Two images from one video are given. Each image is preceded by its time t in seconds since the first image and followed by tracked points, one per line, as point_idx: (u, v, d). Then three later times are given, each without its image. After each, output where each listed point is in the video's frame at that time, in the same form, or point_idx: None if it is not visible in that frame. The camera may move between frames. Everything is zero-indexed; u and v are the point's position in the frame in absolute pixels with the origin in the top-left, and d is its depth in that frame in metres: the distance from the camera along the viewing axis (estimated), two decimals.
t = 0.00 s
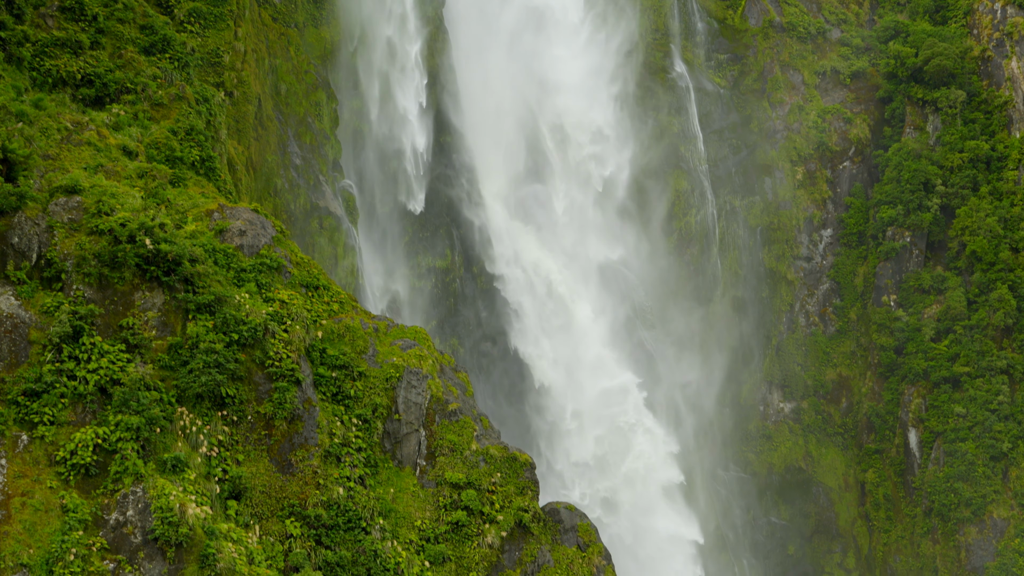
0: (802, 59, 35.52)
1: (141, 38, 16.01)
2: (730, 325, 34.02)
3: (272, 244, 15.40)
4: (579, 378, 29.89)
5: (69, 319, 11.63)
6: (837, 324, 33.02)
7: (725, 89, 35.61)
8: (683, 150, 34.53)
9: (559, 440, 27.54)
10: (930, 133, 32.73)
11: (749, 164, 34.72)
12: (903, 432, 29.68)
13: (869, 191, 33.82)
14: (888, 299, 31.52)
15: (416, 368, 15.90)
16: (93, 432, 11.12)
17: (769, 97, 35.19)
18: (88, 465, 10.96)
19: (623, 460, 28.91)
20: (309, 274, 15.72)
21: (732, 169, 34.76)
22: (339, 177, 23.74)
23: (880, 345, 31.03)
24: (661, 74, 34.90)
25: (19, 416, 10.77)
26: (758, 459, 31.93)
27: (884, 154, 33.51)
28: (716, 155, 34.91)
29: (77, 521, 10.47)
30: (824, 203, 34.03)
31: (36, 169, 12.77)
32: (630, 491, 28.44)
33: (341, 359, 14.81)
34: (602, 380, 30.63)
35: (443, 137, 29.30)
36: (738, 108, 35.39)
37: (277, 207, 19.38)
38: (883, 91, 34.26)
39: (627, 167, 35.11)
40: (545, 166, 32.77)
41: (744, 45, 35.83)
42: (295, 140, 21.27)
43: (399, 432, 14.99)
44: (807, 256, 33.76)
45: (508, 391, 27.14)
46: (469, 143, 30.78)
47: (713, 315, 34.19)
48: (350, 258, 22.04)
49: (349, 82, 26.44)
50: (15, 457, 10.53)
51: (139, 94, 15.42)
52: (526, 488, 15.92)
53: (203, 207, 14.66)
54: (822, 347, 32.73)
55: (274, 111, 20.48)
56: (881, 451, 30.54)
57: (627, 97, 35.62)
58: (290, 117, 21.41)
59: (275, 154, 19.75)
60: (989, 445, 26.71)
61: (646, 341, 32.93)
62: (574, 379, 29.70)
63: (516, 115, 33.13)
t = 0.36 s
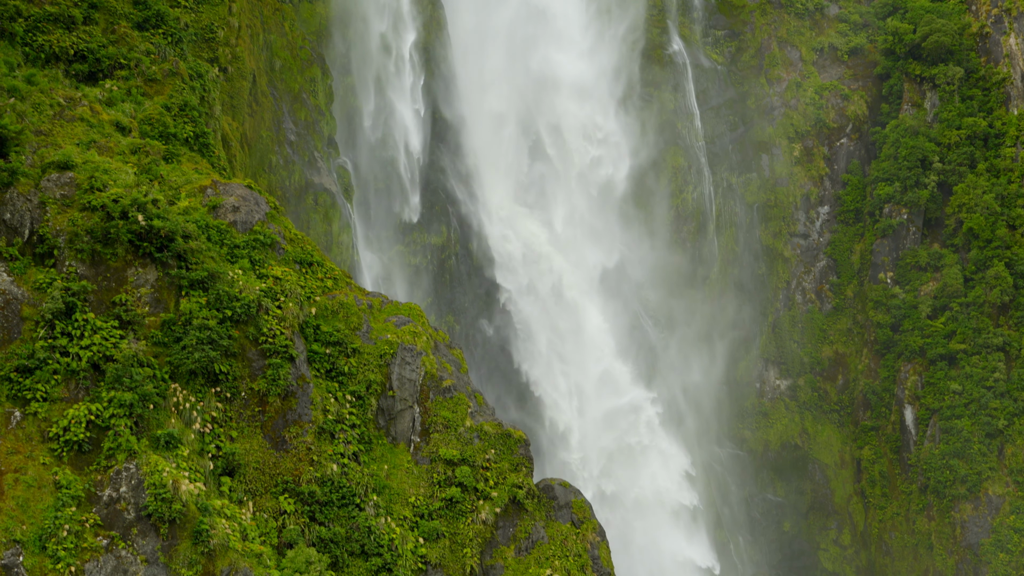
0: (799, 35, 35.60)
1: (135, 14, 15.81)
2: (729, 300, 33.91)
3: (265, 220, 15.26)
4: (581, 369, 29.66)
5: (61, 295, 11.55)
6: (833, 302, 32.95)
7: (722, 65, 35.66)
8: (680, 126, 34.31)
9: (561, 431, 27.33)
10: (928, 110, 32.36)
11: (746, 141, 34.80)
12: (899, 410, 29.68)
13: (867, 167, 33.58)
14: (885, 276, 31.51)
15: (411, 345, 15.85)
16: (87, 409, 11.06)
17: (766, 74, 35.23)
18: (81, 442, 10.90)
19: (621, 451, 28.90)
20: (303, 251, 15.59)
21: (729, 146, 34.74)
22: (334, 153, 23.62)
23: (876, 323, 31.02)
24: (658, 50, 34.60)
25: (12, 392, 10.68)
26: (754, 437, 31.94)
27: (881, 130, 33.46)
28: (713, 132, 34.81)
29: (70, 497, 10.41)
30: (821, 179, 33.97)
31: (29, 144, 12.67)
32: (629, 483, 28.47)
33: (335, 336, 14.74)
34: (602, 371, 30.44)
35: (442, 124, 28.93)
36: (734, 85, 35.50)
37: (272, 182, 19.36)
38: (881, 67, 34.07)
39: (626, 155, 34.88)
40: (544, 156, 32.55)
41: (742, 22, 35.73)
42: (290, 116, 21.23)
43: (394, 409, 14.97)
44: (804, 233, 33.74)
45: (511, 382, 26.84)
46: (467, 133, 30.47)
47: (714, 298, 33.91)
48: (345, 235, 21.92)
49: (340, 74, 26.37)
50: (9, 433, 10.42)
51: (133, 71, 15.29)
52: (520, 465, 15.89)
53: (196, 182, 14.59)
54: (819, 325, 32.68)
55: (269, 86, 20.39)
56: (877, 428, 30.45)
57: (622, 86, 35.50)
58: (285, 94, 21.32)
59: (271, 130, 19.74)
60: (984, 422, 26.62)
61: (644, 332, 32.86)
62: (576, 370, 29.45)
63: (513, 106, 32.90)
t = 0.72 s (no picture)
0: (796, 11, 35.10)
1: None
2: (728, 283, 34.05)
3: (259, 196, 15.11)
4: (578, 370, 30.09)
5: (53, 271, 11.46)
6: (830, 279, 32.58)
7: (719, 40, 35.99)
8: (678, 102, 34.65)
9: (566, 438, 27.65)
10: (926, 86, 31.71)
11: (743, 117, 34.78)
12: (895, 387, 29.25)
13: (864, 144, 33.02)
14: (882, 252, 30.88)
15: (404, 322, 15.75)
16: (79, 384, 11.01)
17: (764, 50, 35.08)
18: (74, 418, 10.86)
19: (619, 450, 29.52)
20: (296, 227, 15.36)
21: (726, 123, 34.87)
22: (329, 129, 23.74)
23: (872, 300, 30.52)
24: (656, 26, 34.89)
25: (4, 367, 10.62)
26: (749, 413, 32.21)
27: (879, 107, 32.68)
28: (711, 108, 35.00)
29: (63, 473, 10.38)
30: (818, 155, 33.62)
31: (20, 120, 12.52)
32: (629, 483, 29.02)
33: (328, 312, 14.65)
34: (599, 370, 30.97)
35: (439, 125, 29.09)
36: (732, 60, 35.69)
37: (267, 159, 19.37)
38: (878, 44, 33.51)
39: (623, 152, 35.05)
40: (542, 157, 32.66)
41: None
42: (284, 92, 21.21)
43: (387, 385, 14.86)
44: (801, 210, 33.58)
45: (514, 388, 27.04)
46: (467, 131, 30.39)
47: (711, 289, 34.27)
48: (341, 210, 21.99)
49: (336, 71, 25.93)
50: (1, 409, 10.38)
51: (125, 46, 15.19)
52: (514, 441, 15.80)
53: (189, 158, 14.47)
54: (815, 303, 32.37)
55: (263, 62, 20.32)
56: (873, 405, 30.08)
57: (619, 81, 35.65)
58: (279, 70, 21.25)
59: (265, 106, 19.68)
60: (982, 399, 26.36)
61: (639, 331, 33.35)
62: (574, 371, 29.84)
63: (512, 103, 32.70)
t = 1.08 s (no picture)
0: None
1: None
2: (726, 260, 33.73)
3: (252, 171, 14.89)
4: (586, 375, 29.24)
5: (45, 247, 11.39)
6: (827, 255, 32.57)
7: (716, 16, 35.92)
8: (674, 77, 34.29)
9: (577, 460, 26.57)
10: (924, 62, 31.83)
11: (740, 93, 34.69)
12: (891, 362, 29.45)
13: (862, 120, 33.02)
14: (879, 229, 30.95)
15: (398, 298, 15.49)
16: (71, 360, 11.00)
17: (762, 25, 35.27)
18: (66, 394, 10.86)
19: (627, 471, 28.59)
20: (289, 203, 15.19)
21: (723, 98, 34.71)
22: (323, 104, 23.36)
23: (869, 276, 30.65)
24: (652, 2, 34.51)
25: None
26: (746, 391, 31.89)
27: (877, 83, 32.64)
28: (707, 84, 34.74)
29: (55, 449, 10.43)
30: (815, 131, 33.58)
31: (11, 95, 12.46)
32: (638, 494, 28.53)
33: (322, 288, 14.53)
34: (605, 378, 30.26)
35: (438, 123, 28.21)
36: (729, 36, 35.63)
37: (261, 133, 19.31)
38: (876, 19, 33.31)
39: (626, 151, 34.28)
40: (546, 156, 31.70)
41: None
42: (278, 67, 20.97)
43: (381, 360, 14.75)
44: (797, 185, 33.40)
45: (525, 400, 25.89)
46: (468, 130, 29.42)
47: (711, 289, 33.98)
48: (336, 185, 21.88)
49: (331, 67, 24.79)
50: None
51: (117, 20, 15.00)
52: (508, 417, 15.65)
53: (182, 133, 14.28)
54: (812, 279, 32.36)
55: (256, 36, 20.18)
56: (869, 380, 30.27)
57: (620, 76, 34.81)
58: (273, 45, 21.05)
59: (259, 81, 19.57)
60: (976, 374, 26.60)
61: (642, 334, 32.70)
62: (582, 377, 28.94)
63: (513, 100, 31.69)
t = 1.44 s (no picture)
0: None
1: None
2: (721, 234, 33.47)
3: (244, 147, 14.80)
4: (587, 373, 28.65)
5: (35, 223, 11.25)
6: (822, 232, 32.46)
7: None
8: (669, 53, 34.20)
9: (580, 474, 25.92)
10: (921, 38, 31.45)
11: (736, 70, 34.24)
12: (886, 339, 29.54)
13: (858, 97, 33.03)
14: (875, 206, 31.04)
15: (391, 274, 15.43)
16: (62, 336, 10.91)
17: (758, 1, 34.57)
18: (57, 370, 10.78)
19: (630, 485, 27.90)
20: (282, 178, 15.05)
21: (719, 74, 34.32)
22: (316, 78, 23.31)
23: (864, 253, 30.76)
24: None
25: None
26: (740, 368, 31.76)
27: (873, 58, 32.57)
28: (703, 60, 34.42)
29: (47, 425, 10.38)
30: (812, 108, 33.37)
31: (1, 70, 12.33)
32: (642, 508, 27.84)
33: (314, 264, 14.41)
34: (610, 386, 29.51)
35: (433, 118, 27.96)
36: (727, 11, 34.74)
37: (254, 109, 19.22)
38: None
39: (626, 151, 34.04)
40: (546, 153, 31.31)
41: None
42: (272, 42, 20.79)
43: (373, 337, 14.67)
44: (794, 161, 33.22)
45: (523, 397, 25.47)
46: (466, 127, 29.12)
47: (712, 283, 33.37)
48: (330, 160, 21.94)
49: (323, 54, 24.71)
50: None
51: None
52: (501, 394, 15.63)
53: (173, 109, 14.19)
54: (806, 256, 32.28)
55: (249, 11, 19.87)
56: (864, 357, 30.32)
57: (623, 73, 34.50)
58: (267, 19, 20.73)
59: (251, 56, 19.41)
60: (973, 351, 26.54)
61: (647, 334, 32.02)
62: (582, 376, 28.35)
63: (511, 99, 31.49)
